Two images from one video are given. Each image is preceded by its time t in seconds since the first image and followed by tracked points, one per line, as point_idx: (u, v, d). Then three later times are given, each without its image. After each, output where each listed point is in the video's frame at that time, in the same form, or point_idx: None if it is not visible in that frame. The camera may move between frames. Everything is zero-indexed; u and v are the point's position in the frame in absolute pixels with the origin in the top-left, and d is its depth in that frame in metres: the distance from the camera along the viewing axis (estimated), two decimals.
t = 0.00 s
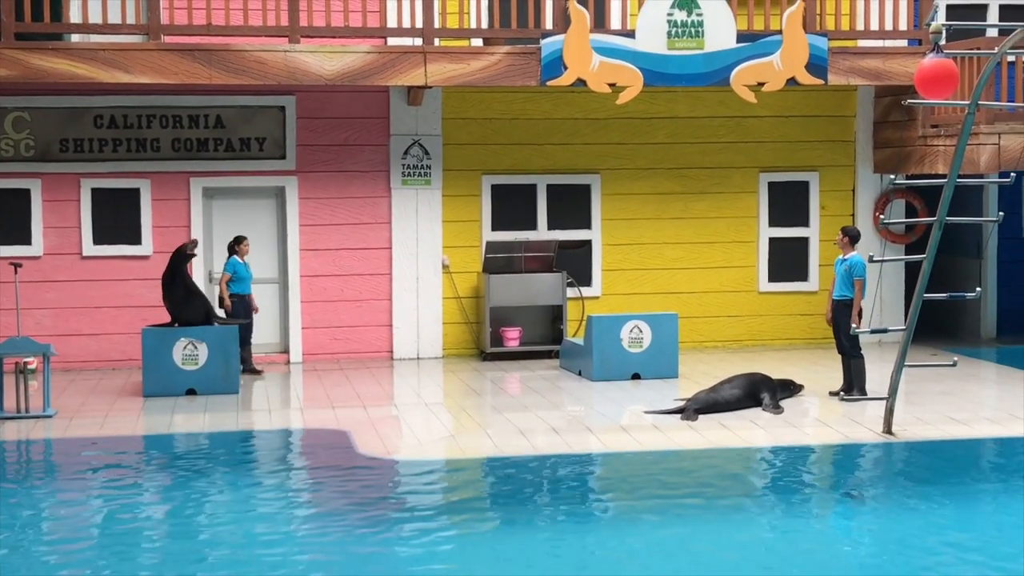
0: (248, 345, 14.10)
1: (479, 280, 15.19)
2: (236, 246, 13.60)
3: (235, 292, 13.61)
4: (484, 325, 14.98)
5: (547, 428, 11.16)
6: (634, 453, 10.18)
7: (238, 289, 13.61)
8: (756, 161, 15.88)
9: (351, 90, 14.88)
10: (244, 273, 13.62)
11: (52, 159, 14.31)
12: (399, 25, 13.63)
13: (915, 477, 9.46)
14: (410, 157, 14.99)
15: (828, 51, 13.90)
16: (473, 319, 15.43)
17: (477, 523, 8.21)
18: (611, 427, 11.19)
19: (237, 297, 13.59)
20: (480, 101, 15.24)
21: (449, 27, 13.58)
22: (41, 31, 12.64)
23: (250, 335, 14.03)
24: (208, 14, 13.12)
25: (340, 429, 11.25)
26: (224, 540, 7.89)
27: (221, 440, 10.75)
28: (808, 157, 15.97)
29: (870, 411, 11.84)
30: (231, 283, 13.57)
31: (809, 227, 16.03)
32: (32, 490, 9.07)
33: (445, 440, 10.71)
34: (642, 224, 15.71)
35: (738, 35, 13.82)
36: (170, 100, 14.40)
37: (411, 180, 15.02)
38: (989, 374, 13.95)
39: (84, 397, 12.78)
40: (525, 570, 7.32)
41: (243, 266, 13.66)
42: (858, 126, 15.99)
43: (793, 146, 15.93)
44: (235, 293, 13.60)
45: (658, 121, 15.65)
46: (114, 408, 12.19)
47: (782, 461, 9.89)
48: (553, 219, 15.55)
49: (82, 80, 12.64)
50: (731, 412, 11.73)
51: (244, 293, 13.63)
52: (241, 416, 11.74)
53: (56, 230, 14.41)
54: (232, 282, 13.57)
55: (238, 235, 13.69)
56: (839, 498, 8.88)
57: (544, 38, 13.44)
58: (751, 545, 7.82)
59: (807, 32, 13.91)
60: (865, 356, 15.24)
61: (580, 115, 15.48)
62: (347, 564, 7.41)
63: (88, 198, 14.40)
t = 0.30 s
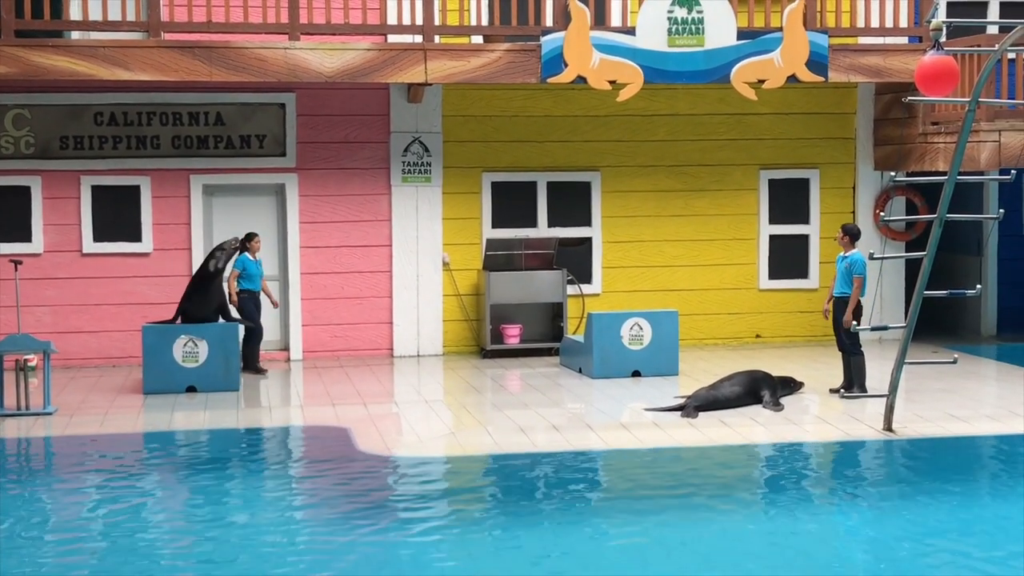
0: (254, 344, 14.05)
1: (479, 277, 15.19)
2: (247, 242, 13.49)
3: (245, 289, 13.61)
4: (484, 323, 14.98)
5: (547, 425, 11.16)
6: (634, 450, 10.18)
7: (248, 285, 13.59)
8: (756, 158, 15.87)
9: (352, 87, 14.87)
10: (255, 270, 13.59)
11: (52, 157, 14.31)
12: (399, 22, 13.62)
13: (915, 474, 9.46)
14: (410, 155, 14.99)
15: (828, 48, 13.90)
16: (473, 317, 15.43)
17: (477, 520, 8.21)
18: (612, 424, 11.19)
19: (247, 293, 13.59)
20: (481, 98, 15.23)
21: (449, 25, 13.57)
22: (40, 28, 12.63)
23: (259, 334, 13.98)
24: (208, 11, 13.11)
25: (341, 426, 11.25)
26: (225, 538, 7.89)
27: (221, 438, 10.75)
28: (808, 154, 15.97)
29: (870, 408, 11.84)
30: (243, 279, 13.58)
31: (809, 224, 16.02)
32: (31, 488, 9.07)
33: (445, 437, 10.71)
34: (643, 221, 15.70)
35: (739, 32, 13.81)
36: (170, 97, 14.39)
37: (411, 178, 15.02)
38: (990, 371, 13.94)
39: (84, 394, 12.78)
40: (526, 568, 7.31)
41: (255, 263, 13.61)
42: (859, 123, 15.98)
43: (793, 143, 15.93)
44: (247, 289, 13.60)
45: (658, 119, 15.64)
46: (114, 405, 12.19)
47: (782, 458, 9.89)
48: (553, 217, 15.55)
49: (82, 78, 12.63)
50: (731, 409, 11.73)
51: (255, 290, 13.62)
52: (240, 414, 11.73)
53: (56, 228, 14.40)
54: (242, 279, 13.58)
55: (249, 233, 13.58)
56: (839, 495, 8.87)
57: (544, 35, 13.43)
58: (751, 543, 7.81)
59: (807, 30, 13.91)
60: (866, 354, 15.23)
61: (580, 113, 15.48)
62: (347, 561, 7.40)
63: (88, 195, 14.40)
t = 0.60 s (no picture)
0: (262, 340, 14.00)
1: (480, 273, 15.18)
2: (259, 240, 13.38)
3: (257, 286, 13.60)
4: (485, 318, 14.98)
5: (549, 420, 11.16)
6: (635, 446, 10.18)
7: (259, 283, 13.58)
8: (757, 153, 15.87)
9: (352, 83, 14.86)
10: (267, 269, 13.60)
11: (53, 153, 14.31)
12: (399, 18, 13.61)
13: (916, 470, 9.46)
14: (411, 151, 14.98)
15: (829, 43, 13.88)
16: (474, 313, 15.43)
17: (479, 516, 8.22)
18: (613, 419, 11.19)
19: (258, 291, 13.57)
20: (481, 93, 15.22)
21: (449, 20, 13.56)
22: (41, 24, 12.63)
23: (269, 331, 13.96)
24: (208, 7, 13.10)
25: (342, 422, 11.25)
26: (226, 534, 7.89)
27: (222, 434, 10.74)
28: (809, 149, 15.96)
29: (871, 403, 11.84)
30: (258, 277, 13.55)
31: (810, 220, 16.02)
32: (33, 484, 9.08)
33: (446, 433, 10.72)
34: (643, 217, 15.70)
35: (740, 27, 13.81)
36: (171, 93, 14.39)
37: (412, 174, 15.01)
38: (992, 367, 13.94)
39: (86, 390, 12.79)
40: (528, 563, 7.31)
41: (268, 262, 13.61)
42: (860, 118, 15.97)
43: (794, 138, 15.92)
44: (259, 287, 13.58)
45: (659, 114, 15.63)
46: (115, 401, 12.20)
47: (783, 454, 9.89)
48: (554, 212, 15.55)
49: (83, 74, 12.63)
50: (732, 405, 11.73)
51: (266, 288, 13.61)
52: (241, 410, 11.74)
53: (57, 224, 14.41)
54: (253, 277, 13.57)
55: (261, 231, 13.40)
56: (840, 490, 8.88)
57: (545, 31, 13.42)
58: (752, 538, 7.82)
59: (809, 25, 13.89)
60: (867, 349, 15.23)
61: (581, 108, 15.48)
62: (349, 557, 7.40)
63: (89, 191, 14.40)
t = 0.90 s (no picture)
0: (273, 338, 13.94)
1: (479, 271, 15.18)
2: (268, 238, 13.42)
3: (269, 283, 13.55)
4: (485, 316, 14.99)
5: (548, 418, 11.15)
6: (634, 444, 10.17)
7: (271, 281, 13.55)
8: (757, 152, 15.87)
9: (352, 81, 14.86)
10: (277, 266, 13.56)
11: (52, 150, 14.30)
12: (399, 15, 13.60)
13: (916, 467, 9.46)
14: (410, 149, 14.98)
15: (829, 41, 13.87)
16: (473, 311, 15.43)
17: (478, 513, 8.21)
18: (613, 417, 11.19)
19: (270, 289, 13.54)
20: (481, 91, 15.22)
21: (448, 18, 13.55)
22: (40, 21, 12.62)
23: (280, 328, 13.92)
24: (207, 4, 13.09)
25: (341, 420, 11.25)
26: (227, 531, 7.88)
27: (222, 431, 10.73)
28: (809, 148, 15.96)
29: (870, 401, 11.84)
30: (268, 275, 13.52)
31: (810, 218, 16.02)
32: (32, 481, 9.07)
33: (446, 430, 10.71)
34: (643, 215, 15.70)
35: (740, 26, 13.80)
36: (171, 91, 14.39)
37: (411, 172, 15.01)
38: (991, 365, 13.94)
39: (85, 388, 12.78)
40: (529, 561, 7.31)
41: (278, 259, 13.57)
42: (860, 116, 15.96)
43: (794, 137, 15.92)
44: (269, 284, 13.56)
45: (658, 112, 15.63)
46: (114, 398, 12.19)
47: (783, 452, 9.88)
48: (553, 210, 15.55)
49: (82, 71, 12.63)
50: (731, 403, 11.72)
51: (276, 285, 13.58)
52: (241, 407, 11.74)
53: (56, 221, 14.40)
54: (265, 274, 13.52)
55: (271, 228, 13.54)
56: (840, 488, 8.87)
57: (544, 29, 13.41)
58: (752, 535, 7.81)
59: (808, 23, 13.89)
60: (866, 347, 15.24)
61: (581, 106, 15.47)
62: (350, 555, 7.39)
63: (88, 188, 14.39)
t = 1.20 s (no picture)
0: (286, 336, 13.95)
1: (477, 270, 15.18)
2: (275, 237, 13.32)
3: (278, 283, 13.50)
4: (482, 315, 14.99)
5: (546, 418, 11.16)
6: (632, 443, 10.18)
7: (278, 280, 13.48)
8: (755, 151, 15.88)
9: (350, 79, 14.85)
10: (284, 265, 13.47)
11: (50, 149, 14.29)
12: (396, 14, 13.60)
13: (913, 467, 9.47)
14: (408, 147, 14.97)
15: (827, 41, 13.88)
16: (471, 310, 15.43)
17: (476, 513, 8.21)
18: (610, 417, 11.19)
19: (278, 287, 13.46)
20: (479, 91, 15.22)
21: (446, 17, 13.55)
22: (38, 20, 12.61)
23: (292, 327, 13.86)
24: (205, 3, 13.08)
25: (339, 419, 11.24)
26: (224, 530, 7.88)
27: (219, 431, 10.73)
28: (806, 147, 15.96)
29: (867, 401, 11.85)
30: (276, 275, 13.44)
31: (807, 218, 16.03)
32: (30, 479, 9.07)
33: (444, 429, 10.72)
34: (640, 214, 15.70)
35: (737, 25, 13.80)
36: (168, 90, 14.38)
37: (409, 171, 15.00)
38: (988, 365, 13.95)
39: (82, 387, 12.77)
40: (526, 560, 7.31)
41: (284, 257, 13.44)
42: (858, 116, 15.97)
43: (792, 136, 15.93)
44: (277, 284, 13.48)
45: (656, 112, 15.63)
46: (111, 397, 12.18)
47: (780, 452, 9.89)
48: (551, 210, 15.55)
49: (80, 70, 12.62)
50: (728, 403, 11.73)
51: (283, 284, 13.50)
52: (238, 406, 11.74)
53: (54, 220, 14.39)
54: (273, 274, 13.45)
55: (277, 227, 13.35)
56: (837, 488, 8.88)
57: (542, 28, 13.41)
58: (749, 535, 7.82)
59: (806, 23, 13.89)
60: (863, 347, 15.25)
61: (578, 105, 15.48)
62: (347, 554, 7.39)
63: (86, 187, 14.39)
